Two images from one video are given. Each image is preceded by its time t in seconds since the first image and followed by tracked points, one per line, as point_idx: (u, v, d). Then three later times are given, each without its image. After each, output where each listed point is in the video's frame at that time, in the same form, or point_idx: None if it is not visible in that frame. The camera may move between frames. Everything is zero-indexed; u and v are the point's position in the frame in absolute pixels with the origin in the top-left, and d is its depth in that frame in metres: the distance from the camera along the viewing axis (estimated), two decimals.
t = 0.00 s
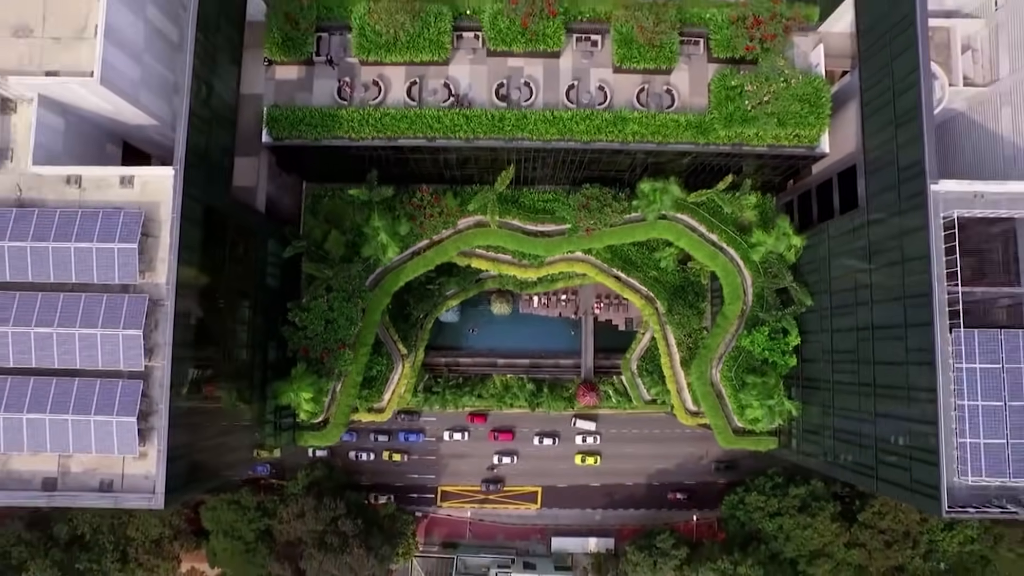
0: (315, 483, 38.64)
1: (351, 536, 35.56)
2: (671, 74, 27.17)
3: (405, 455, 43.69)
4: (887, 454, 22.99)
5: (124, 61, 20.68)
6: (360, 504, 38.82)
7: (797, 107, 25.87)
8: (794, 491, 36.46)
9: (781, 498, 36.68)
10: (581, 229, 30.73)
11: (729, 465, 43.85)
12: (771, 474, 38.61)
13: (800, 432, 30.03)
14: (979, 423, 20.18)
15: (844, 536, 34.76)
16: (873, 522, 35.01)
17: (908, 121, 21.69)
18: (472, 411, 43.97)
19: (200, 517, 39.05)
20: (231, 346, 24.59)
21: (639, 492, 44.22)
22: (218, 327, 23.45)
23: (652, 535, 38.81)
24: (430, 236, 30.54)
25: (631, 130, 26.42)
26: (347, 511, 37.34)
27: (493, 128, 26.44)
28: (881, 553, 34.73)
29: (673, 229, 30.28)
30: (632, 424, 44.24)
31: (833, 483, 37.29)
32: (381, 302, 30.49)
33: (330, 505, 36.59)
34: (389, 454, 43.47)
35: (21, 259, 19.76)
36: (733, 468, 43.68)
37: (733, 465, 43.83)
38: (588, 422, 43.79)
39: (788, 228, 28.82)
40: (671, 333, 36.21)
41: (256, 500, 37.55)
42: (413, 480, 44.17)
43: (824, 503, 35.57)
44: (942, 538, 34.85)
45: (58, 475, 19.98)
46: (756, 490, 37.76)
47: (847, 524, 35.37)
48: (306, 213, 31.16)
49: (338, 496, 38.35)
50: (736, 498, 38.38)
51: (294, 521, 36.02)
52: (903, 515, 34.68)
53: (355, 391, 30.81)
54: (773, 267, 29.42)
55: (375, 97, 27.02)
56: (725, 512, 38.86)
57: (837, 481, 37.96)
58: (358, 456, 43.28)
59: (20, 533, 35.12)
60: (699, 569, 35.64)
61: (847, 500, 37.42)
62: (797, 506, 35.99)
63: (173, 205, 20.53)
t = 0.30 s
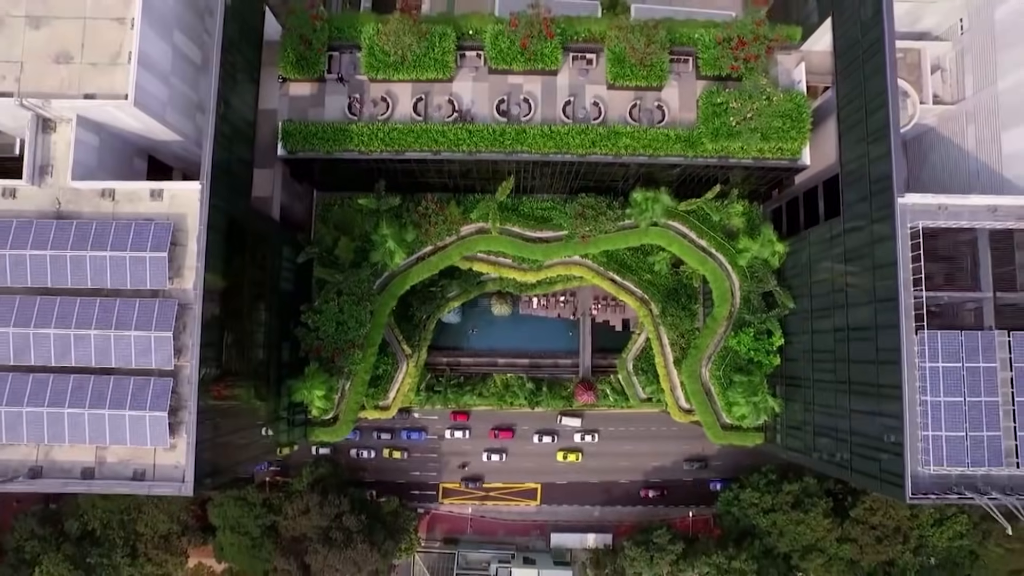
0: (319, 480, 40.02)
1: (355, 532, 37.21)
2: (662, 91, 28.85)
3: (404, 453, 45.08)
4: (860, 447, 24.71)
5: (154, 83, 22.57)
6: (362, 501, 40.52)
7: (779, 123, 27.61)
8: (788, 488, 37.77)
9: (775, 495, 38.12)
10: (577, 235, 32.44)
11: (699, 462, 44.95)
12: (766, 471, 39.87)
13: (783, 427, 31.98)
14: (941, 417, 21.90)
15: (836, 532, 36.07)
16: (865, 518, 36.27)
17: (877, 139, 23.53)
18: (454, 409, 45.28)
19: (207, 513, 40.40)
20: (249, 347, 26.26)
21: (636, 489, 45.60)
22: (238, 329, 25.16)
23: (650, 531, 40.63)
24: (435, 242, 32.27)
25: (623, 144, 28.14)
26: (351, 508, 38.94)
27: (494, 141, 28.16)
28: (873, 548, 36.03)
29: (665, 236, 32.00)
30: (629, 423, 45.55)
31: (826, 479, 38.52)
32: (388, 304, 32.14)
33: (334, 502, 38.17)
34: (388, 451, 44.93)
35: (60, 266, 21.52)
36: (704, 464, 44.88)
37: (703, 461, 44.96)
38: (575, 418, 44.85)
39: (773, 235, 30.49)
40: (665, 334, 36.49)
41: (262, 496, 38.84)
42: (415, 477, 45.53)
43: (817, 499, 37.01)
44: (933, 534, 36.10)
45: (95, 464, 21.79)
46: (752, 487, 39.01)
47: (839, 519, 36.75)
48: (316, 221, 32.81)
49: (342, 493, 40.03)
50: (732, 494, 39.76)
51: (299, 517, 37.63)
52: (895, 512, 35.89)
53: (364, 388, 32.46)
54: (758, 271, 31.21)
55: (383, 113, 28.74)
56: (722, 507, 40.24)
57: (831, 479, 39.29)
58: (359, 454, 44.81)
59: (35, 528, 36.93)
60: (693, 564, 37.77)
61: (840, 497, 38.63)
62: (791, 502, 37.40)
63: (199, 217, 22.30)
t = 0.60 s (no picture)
0: (324, 477, 41.35)
1: (359, 529, 38.78)
2: (653, 107, 30.59)
3: (405, 451, 46.66)
4: (836, 442, 26.42)
5: (179, 103, 24.31)
6: (366, 498, 41.62)
7: (763, 138, 29.32)
8: (781, 486, 39.37)
9: (769, 493, 39.73)
10: (573, 242, 34.15)
11: (670, 461, 46.45)
12: (760, 470, 41.41)
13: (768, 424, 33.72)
14: (909, 414, 23.64)
15: (828, 528, 37.56)
16: (855, 515, 37.79)
17: (851, 156, 25.30)
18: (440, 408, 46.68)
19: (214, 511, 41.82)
20: (265, 349, 27.93)
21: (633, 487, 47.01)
22: (255, 333, 26.87)
23: (646, 529, 41.95)
24: (438, 248, 34.02)
25: (616, 157, 29.89)
26: (354, 505, 40.27)
27: (494, 154, 29.90)
28: (864, 544, 37.80)
29: (658, 243, 33.64)
30: (625, 422, 46.97)
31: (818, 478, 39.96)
32: (393, 307, 33.86)
33: (338, 499, 39.58)
34: (388, 450, 46.34)
35: (95, 274, 23.34)
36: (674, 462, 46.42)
37: (673, 460, 46.49)
38: (558, 416, 46.30)
39: (758, 242, 32.29)
40: (659, 337, 37.35)
41: (268, 494, 40.25)
42: (418, 475, 47.00)
43: (810, 496, 38.58)
44: (922, 531, 37.67)
45: (126, 457, 23.58)
46: (747, 485, 40.69)
47: (831, 516, 38.36)
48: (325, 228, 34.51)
49: (345, 490, 41.28)
50: (727, 492, 41.52)
51: (304, 514, 39.18)
52: (885, 509, 37.33)
53: (371, 387, 34.24)
54: (744, 277, 33.02)
55: (390, 128, 30.52)
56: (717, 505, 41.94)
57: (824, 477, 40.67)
58: (360, 452, 46.37)
59: (46, 524, 38.44)
60: (689, 560, 39.01)
61: (833, 496, 40.04)
62: (784, 500, 38.90)
63: (221, 229, 24.05)
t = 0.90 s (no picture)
0: (329, 475, 42.81)
1: (362, 522, 39.95)
2: (644, 122, 32.61)
3: (404, 448, 48.29)
4: (814, 436, 28.40)
5: (205, 123, 26.34)
6: (371, 495, 43.05)
7: (745, 152, 31.36)
8: (773, 482, 41.26)
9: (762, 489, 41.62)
10: (570, 249, 36.13)
11: (638, 459, 48.44)
12: (753, 467, 43.24)
13: (753, 419, 36.14)
14: (878, 410, 25.80)
15: (819, 523, 39.32)
16: (846, 510, 39.53)
17: (824, 171, 27.40)
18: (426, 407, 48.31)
19: (221, 507, 43.32)
20: (281, 349, 29.91)
21: (630, 484, 48.74)
22: (273, 335, 28.89)
23: (643, 523, 43.02)
24: (442, 254, 36.01)
25: (610, 170, 31.89)
26: (359, 500, 41.69)
27: (495, 167, 31.89)
28: (855, 538, 39.29)
29: (651, 249, 35.54)
30: (621, 420, 48.77)
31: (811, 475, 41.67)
32: (400, 309, 35.86)
33: (343, 495, 41.01)
34: (389, 448, 47.99)
35: (128, 280, 25.36)
36: (643, 460, 48.39)
37: (643, 458, 48.43)
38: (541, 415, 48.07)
39: (743, 249, 34.35)
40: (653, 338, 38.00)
41: (274, 490, 41.90)
42: (421, 472, 48.72)
43: (801, 492, 40.45)
44: (911, 526, 39.37)
45: (157, 449, 25.64)
46: (740, 481, 42.65)
47: (822, 512, 40.04)
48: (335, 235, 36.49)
49: (349, 486, 42.82)
50: (722, 488, 43.39)
51: (310, 509, 40.48)
52: (875, 504, 38.96)
53: (378, 385, 36.26)
54: (730, 281, 35.18)
55: (398, 142, 32.52)
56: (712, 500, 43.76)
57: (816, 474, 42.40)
58: (364, 449, 48.16)
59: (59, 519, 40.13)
60: (684, 554, 40.49)
61: (826, 492, 41.70)
62: (777, 496, 40.69)
63: (244, 239, 26.08)
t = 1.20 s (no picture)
0: (333, 472, 44.65)
1: (366, 518, 41.64)
2: (636, 135, 34.61)
3: (404, 445, 50.12)
4: (794, 431, 30.41)
5: (226, 139, 28.33)
6: (375, 492, 45.27)
7: (731, 164, 33.36)
8: (767, 478, 43.00)
9: (755, 486, 43.42)
10: (567, 254, 38.13)
11: (607, 457, 50.32)
12: (748, 464, 45.00)
13: (740, 416, 38.28)
14: (851, 405, 27.99)
15: (811, 518, 41.33)
16: (837, 506, 41.52)
17: (803, 183, 29.42)
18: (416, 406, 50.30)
19: (228, 503, 45.02)
20: (295, 350, 31.81)
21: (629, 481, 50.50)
22: (289, 336, 30.89)
23: (640, 520, 44.75)
24: (446, 259, 37.95)
25: (604, 180, 33.83)
26: (362, 496, 43.39)
27: (495, 178, 33.87)
28: (846, 533, 41.31)
29: (644, 254, 37.54)
30: (617, 419, 50.71)
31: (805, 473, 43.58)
32: (405, 312, 37.72)
33: (348, 493, 42.66)
34: (390, 446, 49.74)
35: (156, 285, 27.36)
36: (611, 458, 50.25)
37: (611, 457, 50.29)
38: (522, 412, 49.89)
39: (729, 255, 36.49)
40: (647, 339, 39.80)
41: (280, 486, 43.69)
42: (424, 469, 50.56)
43: (794, 489, 42.20)
44: (902, 522, 41.43)
45: (182, 442, 27.69)
46: (734, 477, 44.46)
47: (815, 508, 42.01)
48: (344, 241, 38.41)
49: (353, 482, 44.61)
50: (717, 485, 45.06)
51: (314, 505, 42.16)
52: (865, 501, 40.94)
53: (385, 383, 38.12)
54: (718, 286, 37.24)
55: (404, 154, 34.53)
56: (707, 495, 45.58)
57: (809, 471, 43.93)
58: (366, 446, 50.01)
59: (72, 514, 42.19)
60: (680, 549, 42.03)
61: (818, 489, 43.50)
62: (769, 492, 42.59)
63: (263, 248, 28.05)
